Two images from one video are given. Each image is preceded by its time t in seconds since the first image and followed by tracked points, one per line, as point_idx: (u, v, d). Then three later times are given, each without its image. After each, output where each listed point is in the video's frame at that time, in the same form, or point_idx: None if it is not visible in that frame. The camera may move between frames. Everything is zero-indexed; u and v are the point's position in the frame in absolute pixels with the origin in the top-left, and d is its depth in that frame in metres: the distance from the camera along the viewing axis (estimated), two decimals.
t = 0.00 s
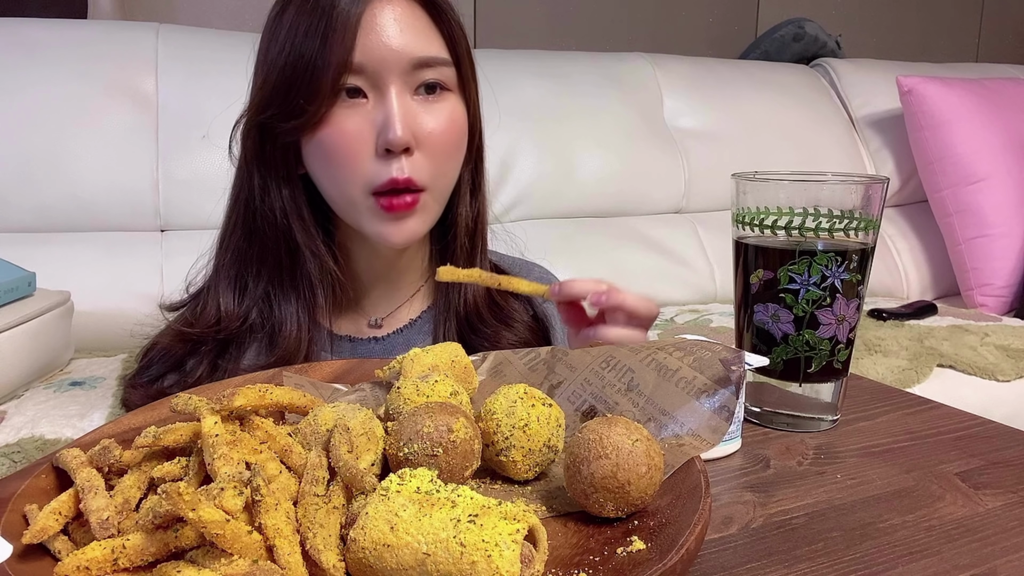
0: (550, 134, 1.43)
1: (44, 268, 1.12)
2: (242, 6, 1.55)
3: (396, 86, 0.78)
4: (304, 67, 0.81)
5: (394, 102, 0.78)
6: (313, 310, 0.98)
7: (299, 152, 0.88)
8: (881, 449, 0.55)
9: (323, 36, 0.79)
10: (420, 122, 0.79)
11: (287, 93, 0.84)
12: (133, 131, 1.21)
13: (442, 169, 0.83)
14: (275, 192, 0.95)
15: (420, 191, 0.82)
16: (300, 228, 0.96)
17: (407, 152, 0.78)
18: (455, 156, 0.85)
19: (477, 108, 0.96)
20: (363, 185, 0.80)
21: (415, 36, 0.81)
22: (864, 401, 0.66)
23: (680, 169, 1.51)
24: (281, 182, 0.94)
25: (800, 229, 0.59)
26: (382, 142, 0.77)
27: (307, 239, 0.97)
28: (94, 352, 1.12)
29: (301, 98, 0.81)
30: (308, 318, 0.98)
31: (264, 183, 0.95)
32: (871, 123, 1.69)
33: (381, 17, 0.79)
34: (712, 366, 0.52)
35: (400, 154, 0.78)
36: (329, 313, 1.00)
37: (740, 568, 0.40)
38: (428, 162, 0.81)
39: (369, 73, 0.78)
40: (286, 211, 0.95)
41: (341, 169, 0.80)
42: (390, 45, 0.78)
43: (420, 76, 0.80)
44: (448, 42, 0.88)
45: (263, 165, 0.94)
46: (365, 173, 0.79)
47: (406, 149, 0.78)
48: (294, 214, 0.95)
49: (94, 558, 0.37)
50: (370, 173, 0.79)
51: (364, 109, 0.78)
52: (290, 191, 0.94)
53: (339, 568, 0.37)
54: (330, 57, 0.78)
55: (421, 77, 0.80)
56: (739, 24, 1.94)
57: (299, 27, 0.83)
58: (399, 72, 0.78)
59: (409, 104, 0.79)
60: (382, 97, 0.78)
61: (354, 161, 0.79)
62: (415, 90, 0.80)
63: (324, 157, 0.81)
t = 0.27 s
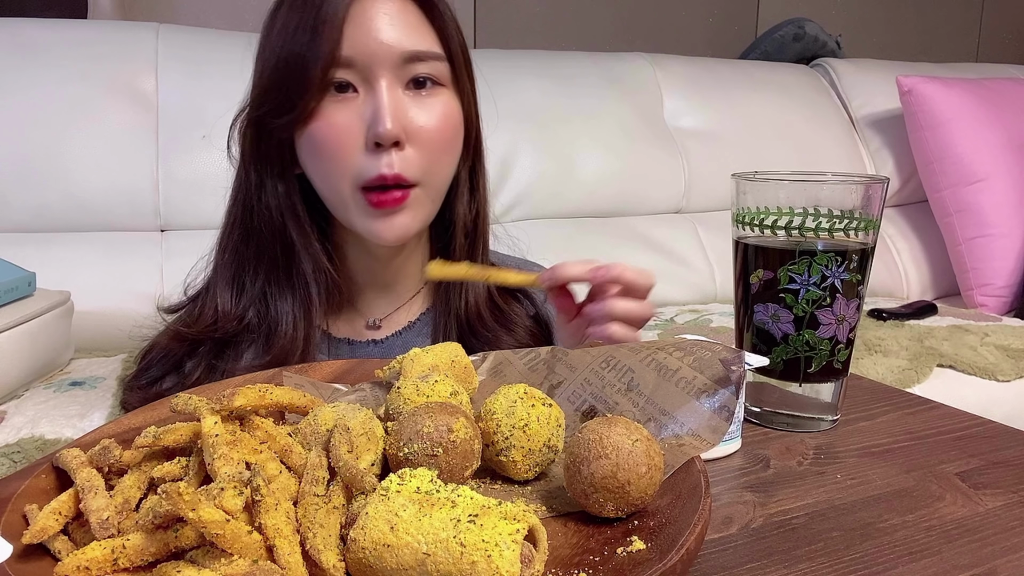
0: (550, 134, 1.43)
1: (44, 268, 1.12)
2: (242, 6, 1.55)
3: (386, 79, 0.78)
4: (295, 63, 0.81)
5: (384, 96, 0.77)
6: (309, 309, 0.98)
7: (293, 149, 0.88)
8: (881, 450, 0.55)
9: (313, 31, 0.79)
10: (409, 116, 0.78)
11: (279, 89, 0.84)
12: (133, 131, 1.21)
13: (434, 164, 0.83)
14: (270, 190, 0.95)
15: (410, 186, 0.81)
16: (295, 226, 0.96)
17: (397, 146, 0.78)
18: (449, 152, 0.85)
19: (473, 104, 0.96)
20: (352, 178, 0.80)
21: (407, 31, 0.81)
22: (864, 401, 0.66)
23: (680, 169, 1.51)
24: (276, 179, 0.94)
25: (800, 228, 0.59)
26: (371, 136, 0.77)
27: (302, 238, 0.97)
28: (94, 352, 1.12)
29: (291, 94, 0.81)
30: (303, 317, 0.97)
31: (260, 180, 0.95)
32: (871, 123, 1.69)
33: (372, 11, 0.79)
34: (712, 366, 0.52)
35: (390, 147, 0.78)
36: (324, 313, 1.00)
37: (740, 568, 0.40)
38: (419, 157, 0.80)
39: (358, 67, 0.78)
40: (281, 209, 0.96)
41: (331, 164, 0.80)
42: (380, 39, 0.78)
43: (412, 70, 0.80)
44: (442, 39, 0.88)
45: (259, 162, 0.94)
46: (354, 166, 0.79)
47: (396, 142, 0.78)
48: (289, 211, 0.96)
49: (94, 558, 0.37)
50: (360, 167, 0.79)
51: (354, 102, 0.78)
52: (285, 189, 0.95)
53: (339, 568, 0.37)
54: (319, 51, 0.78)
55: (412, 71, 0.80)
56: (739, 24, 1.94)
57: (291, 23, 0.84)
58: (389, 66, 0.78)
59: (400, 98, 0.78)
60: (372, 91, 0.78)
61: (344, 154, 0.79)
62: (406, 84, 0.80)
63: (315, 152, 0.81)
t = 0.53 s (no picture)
0: (550, 134, 1.43)
1: (44, 268, 1.12)
2: (242, 6, 1.55)
3: (383, 83, 0.78)
4: (292, 65, 0.82)
5: (381, 100, 0.77)
6: (309, 309, 0.98)
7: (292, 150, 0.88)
8: (881, 449, 0.55)
9: (310, 34, 0.80)
10: (406, 120, 0.78)
11: (276, 91, 0.84)
12: (133, 131, 1.21)
13: (431, 168, 0.83)
14: (269, 190, 0.95)
15: (407, 190, 0.81)
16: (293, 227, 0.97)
17: (394, 150, 0.78)
18: (447, 155, 0.85)
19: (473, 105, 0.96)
20: (349, 182, 0.80)
21: (405, 34, 0.80)
22: (864, 401, 0.66)
23: (680, 169, 1.51)
24: (275, 179, 0.94)
25: (800, 229, 0.59)
26: (368, 140, 0.77)
27: (301, 239, 0.98)
28: (94, 352, 1.12)
29: (289, 96, 0.82)
30: (303, 314, 0.98)
31: (259, 181, 0.96)
32: (871, 123, 1.69)
33: (370, 14, 0.79)
34: (712, 366, 0.52)
35: (386, 152, 0.78)
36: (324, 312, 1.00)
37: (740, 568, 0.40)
38: (416, 161, 0.80)
39: (355, 71, 0.78)
40: (280, 209, 0.96)
41: (328, 166, 0.80)
42: (377, 43, 0.78)
43: (409, 74, 0.80)
44: (440, 41, 0.88)
45: (258, 162, 0.94)
46: (351, 170, 0.79)
47: (392, 147, 0.78)
48: (288, 211, 0.96)
49: (94, 558, 0.37)
50: (356, 171, 0.79)
51: (351, 106, 0.78)
52: (284, 189, 0.95)
53: (339, 568, 0.37)
54: (316, 55, 0.78)
55: (409, 74, 0.80)
56: (739, 23, 1.94)
57: (288, 24, 0.84)
58: (386, 70, 0.78)
59: (396, 102, 0.78)
60: (369, 95, 0.78)
61: (341, 158, 0.79)
62: (403, 88, 0.79)
63: (312, 154, 0.81)
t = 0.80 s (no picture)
0: (550, 134, 1.43)
1: (44, 268, 1.12)
2: (242, 6, 1.55)
3: (388, 82, 0.78)
4: (297, 64, 0.82)
5: (385, 99, 0.77)
6: (310, 309, 0.98)
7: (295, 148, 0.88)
8: (881, 450, 0.55)
9: (315, 33, 0.80)
10: (411, 118, 0.78)
11: (281, 89, 0.84)
12: (133, 131, 1.21)
13: (435, 168, 0.83)
14: (272, 188, 0.95)
15: (411, 188, 0.81)
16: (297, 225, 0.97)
17: (398, 148, 0.78)
18: (451, 155, 0.85)
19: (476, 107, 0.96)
20: (353, 180, 0.80)
21: (410, 34, 0.80)
22: (864, 401, 0.66)
23: (680, 169, 1.51)
24: (279, 178, 0.94)
25: (800, 228, 0.59)
26: (372, 138, 0.77)
27: (304, 237, 0.98)
28: (94, 352, 1.12)
29: (293, 94, 0.82)
30: (305, 311, 0.98)
31: (262, 179, 0.95)
32: (871, 123, 1.70)
33: (376, 13, 0.79)
34: (712, 366, 0.52)
35: (391, 150, 0.78)
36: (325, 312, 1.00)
37: (740, 568, 0.40)
38: (420, 160, 0.80)
39: (361, 69, 0.78)
40: (283, 208, 0.96)
41: (333, 164, 0.80)
42: (383, 41, 0.78)
43: (414, 74, 0.80)
44: (445, 42, 0.88)
45: (261, 161, 0.94)
46: (355, 168, 0.79)
47: (397, 145, 0.77)
48: (290, 211, 0.96)
49: (94, 558, 0.37)
50: (360, 169, 0.79)
51: (356, 105, 0.78)
52: (288, 188, 0.95)
53: (339, 568, 0.37)
54: (320, 53, 0.78)
55: (413, 74, 0.80)
56: (739, 23, 1.94)
57: (294, 23, 0.84)
58: (391, 69, 0.78)
59: (401, 101, 0.78)
60: (374, 93, 0.78)
61: (345, 156, 0.79)
62: (408, 87, 0.80)
63: (316, 152, 0.81)
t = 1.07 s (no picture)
0: (550, 134, 1.43)
1: (44, 268, 1.12)
2: (241, 6, 1.55)
3: (387, 81, 0.78)
4: (295, 64, 0.81)
5: (385, 97, 0.77)
6: (309, 311, 0.98)
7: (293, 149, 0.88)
8: (880, 450, 0.55)
9: (314, 33, 0.80)
10: (411, 117, 0.78)
11: (280, 90, 0.84)
12: (133, 131, 1.21)
13: (434, 167, 0.83)
14: (270, 189, 0.95)
15: (412, 188, 0.81)
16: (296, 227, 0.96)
17: (398, 147, 0.78)
18: (451, 154, 0.85)
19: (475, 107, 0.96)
20: (353, 180, 0.80)
21: (409, 33, 0.80)
22: (864, 401, 0.66)
23: (680, 169, 1.51)
24: (277, 179, 0.94)
25: (800, 228, 0.59)
26: (372, 137, 0.77)
27: (302, 239, 0.97)
28: (95, 352, 1.12)
29: (292, 94, 0.82)
30: (303, 317, 0.97)
31: (260, 180, 0.95)
32: (871, 123, 1.70)
33: (374, 12, 0.80)
34: (712, 366, 0.52)
35: (390, 149, 0.78)
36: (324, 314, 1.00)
37: (740, 568, 0.40)
38: (420, 159, 0.80)
39: (359, 68, 0.78)
40: (281, 209, 0.96)
41: (333, 165, 0.80)
42: (381, 41, 0.78)
43: (413, 73, 0.80)
44: (444, 42, 0.88)
45: (259, 162, 0.94)
46: (355, 168, 0.79)
47: (397, 144, 0.77)
48: (289, 212, 0.96)
49: (94, 558, 0.37)
50: (361, 169, 0.79)
51: (355, 104, 0.78)
52: (286, 189, 0.94)
53: (339, 568, 0.37)
54: (320, 53, 0.78)
55: (413, 74, 0.80)
56: (739, 23, 1.94)
57: (292, 23, 0.84)
58: (390, 68, 0.78)
59: (401, 100, 0.78)
60: (373, 92, 0.78)
61: (345, 155, 0.79)
62: (408, 86, 0.79)
63: (316, 153, 0.81)
